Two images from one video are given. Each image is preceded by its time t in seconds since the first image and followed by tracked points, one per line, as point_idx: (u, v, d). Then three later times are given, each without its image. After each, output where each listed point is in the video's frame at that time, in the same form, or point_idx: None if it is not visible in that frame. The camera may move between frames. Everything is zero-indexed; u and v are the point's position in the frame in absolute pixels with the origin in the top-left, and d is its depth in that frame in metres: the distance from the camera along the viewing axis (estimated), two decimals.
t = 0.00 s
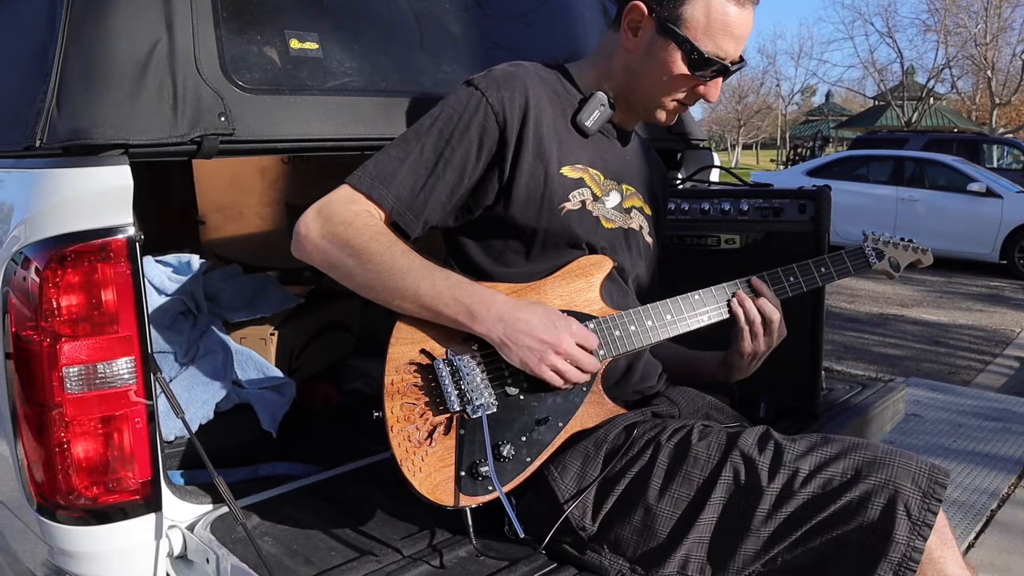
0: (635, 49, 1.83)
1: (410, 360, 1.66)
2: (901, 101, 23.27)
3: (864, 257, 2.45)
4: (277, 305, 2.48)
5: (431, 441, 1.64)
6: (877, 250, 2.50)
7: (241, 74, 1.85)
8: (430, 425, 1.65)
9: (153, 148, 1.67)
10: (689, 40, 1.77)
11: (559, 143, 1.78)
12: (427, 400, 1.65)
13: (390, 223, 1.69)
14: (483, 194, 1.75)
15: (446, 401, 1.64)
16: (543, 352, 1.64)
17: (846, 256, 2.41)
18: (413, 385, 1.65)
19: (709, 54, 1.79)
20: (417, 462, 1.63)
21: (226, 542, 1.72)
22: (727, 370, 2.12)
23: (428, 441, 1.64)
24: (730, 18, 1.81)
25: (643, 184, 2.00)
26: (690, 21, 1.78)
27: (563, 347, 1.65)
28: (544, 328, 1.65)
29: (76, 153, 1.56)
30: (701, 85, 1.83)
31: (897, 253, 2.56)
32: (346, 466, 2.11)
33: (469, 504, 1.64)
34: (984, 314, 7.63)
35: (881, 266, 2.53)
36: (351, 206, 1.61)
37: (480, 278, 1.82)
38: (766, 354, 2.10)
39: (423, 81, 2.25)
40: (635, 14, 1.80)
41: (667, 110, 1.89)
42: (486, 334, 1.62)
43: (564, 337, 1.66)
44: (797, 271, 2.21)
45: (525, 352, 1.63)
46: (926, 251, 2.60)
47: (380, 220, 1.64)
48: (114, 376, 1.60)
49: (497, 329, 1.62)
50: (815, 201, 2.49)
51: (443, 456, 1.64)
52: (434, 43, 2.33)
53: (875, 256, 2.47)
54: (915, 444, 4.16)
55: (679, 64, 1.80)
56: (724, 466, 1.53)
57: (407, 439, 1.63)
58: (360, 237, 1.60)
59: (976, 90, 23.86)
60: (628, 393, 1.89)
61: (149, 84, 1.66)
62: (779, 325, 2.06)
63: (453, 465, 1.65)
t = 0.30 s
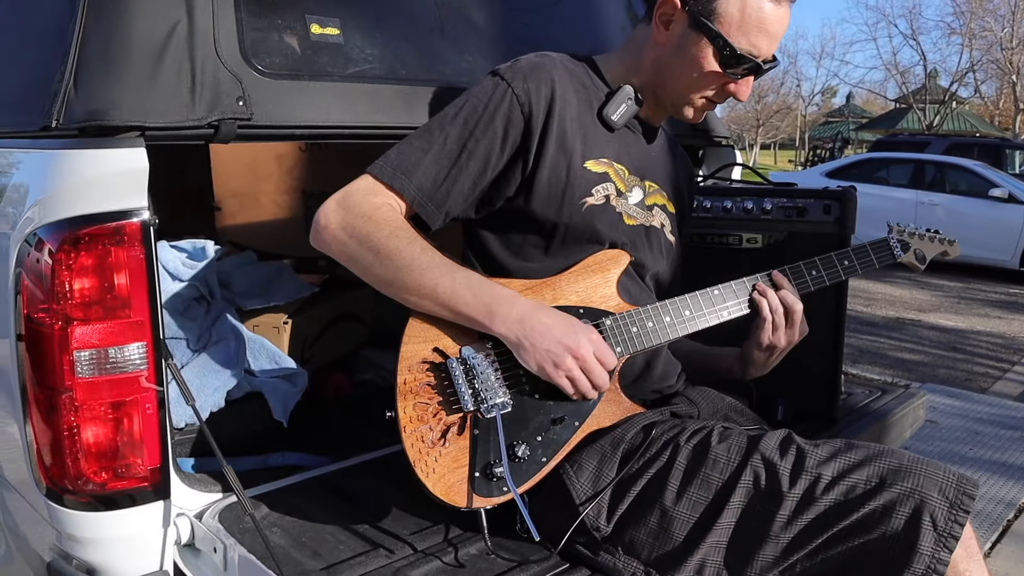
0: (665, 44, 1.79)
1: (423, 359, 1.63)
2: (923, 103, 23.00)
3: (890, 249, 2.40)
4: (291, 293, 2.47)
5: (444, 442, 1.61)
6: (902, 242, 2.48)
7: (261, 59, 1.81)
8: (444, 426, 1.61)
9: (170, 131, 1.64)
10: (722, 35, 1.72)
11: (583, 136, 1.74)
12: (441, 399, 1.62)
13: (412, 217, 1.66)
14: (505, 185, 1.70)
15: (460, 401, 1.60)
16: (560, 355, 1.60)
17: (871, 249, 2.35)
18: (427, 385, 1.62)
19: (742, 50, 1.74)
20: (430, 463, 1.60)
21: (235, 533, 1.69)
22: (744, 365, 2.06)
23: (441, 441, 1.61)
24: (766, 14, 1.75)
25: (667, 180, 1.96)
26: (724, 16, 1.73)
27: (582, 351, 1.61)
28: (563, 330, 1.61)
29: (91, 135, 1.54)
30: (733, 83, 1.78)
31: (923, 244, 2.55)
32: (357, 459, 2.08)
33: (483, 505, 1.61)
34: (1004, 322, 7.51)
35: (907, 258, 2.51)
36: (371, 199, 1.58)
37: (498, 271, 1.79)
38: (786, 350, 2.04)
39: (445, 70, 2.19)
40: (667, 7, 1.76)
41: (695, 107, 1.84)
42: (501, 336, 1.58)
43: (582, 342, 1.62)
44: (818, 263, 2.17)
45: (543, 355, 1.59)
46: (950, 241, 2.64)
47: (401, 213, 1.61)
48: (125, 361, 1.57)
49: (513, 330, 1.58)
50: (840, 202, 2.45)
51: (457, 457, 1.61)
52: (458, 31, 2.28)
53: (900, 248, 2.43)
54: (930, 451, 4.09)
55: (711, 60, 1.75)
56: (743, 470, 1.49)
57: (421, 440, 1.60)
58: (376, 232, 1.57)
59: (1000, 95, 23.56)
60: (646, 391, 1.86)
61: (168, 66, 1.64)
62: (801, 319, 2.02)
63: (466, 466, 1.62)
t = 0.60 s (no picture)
0: (670, 34, 1.76)
1: (426, 355, 1.61)
2: (930, 100, 22.88)
3: (907, 250, 2.37)
4: (294, 291, 2.45)
5: (446, 438, 1.59)
6: (919, 241, 2.44)
7: (262, 53, 1.78)
8: (446, 422, 1.59)
9: (171, 127, 1.62)
10: (726, 23, 1.69)
11: (587, 130, 1.72)
12: (442, 395, 1.60)
13: (414, 214, 1.63)
14: (508, 179, 1.68)
15: (462, 397, 1.59)
16: (565, 354, 1.58)
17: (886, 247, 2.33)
18: (429, 380, 1.60)
19: (747, 39, 1.70)
20: (432, 461, 1.57)
21: (236, 532, 1.67)
22: (754, 364, 2.04)
23: (443, 438, 1.59)
24: (770, 3, 1.72)
25: (673, 175, 1.93)
26: (728, 5, 1.70)
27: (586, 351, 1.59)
28: (568, 330, 1.58)
29: (91, 131, 1.53)
30: (738, 72, 1.75)
31: (941, 244, 2.52)
32: (360, 457, 2.06)
33: (484, 503, 1.58)
34: (1014, 319, 7.45)
35: (924, 258, 2.47)
36: (373, 195, 1.56)
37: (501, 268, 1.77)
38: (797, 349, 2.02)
39: (449, 65, 2.16)
40: None
41: (700, 99, 1.81)
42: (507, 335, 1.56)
43: (586, 340, 1.59)
44: (831, 262, 2.14)
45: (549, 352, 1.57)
46: (967, 240, 2.60)
47: (404, 210, 1.59)
48: (126, 359, 1.55)
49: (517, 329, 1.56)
50: (850, 196, 2.41)
51: (459, 454, 1.59)
52: (462, 25, 2.25)
53: (917, 247, 2.40)
54: (939, 449, 4.05)
55: (715, 49, 1.72)
56: (752, 470, 1.46)
57: (422, 436, 1.58)
58: (377, 228, 1.55)
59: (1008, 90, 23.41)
60: (653, 390, 1.83)
61: (169, 60, 1.61)
62: (813, 318, 1.99)
63: (468, 463, 1.59)
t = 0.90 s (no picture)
0: (669, 24, 1.74)
1: (422, 350, 1.59)
2: (926, 94, 22.88)
3: (903, 237, 2.36)
4: (289, 284, 2.44)
5: (443, 435, 1.57)
6: (916, 229, 2.44)
7: (256, 44, 1.75)
8: (443, 418, 1.58)
9: (164, 119, 1.59)
10: (723, 11, 1.67)
11: (584, 121, 1.70)
12: (439, 391, 1.58)
13: (410, 206, 1.62)
14: (504, 172, 1.67)
15: (460, 393, 1.57)
16: (567, 344, 1.55)
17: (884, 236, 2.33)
18: (425, 376, 1.58)
19: (745, 28, 1.68)
20: (429, 457, 1.56)
21: (231, 529, 1.66)
22: (753, 355, 2.01)
23: (440, 434, 1.57)
24: None
25: (671, 167, 1.91)
26: None
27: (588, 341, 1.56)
28: (568, 320, 1.56)
29: (83, 123, 1.50)
30: (735, 62, 1.73)
31: (939, 233, 2.51)
32: (357, 452, 2.04)
33: (483, 500, 1.57)
34: (1009, 313, 7.46)
35: (920, 247, 2.47)
36: (369, 189, 1.54)
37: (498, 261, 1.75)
38: (795, 340, 1.99)
39: (445, 57, 2.13)
40: None
41: (697, 89, 1.80)
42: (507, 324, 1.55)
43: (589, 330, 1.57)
44: (829, 253, 2.13)
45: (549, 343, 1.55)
46: (966, 231, 2.59)
47: (400, 203, 1.57)
48: (119, 354, 1.53)
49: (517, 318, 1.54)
50: (848, 189, 2.40)
51: (456, 450, 1.58)
52: (458, 17, 2.22)
53: (914, 236, 2.40)
54: (936, 443, 4.04)
55: (712, 38, 1.70)
56: (752, 464, 1.45)
57: (419, 432, 1.56)
58: (373, 222, 1.53)
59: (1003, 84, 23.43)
60: (652, 383, 1.81)
61: (162, 51, 1.58)
62: (811, 308, 1.97)
63: (465, 459, 1.58)
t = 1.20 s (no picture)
0: (665, 20, 1.73)
1: (419, 348, 1.58)
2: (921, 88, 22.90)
3: (900, 234, 2.36)
4: (284, 283, 2.43)
5: (440, 433, 1.57)
6: (913, 227, 2.42)
7: (251, 40, 1.73)
8: (440, 416, 1.57)
9: (158, 115, 1.57)
10: (722, 7, 1.67)
11: (580, 117, 1.69)
12: (436, 389, 1.57)
13: (406, 205, 1.61)
14: (500, 169, 1.66)
15: (457, 391, 1.56)
16: (563, 348, 1.55)
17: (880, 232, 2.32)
18: (422, 374, 1.57)
19: (744, 24, 1.68)
20: (426, 455, 1.55)
21: (227, 527, 1.65)
22: (741, 359, 1.99)
23: (437, 432, 1.56)
24: None
25: (667, 163, 1.91)
26: None
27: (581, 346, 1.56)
28: (564, 323, 1.56)
29: (76, 119, 1.49)
30: (733, 58, 1.73)
31: (935, 229, 2.51)
32: (354, 449, 2.04)
33: (480, 497, 1.57)
34: (1004, 307, 7.48)
35: (917, 243, 2.47)
36: (364, 188, 1.53)
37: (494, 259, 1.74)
38: (783, 341, 1.96)
39: (440, 53, 2.12)
40: None
41: (695, 85, 1.79)
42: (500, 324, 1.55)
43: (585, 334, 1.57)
44: (826, 248, 2.12)
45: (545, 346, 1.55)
46: (962, 226, 2.58)
47: (395, 202, 1.56)
48: (114, 352, 1.52)
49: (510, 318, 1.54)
50: (845, 184, 2.39)
51: (454, 448, 1.57)
52: (454, 12, 2.20)
53: (911, 233, 2.39)
54: (930, 437, 4.05)
55: (711, 34, 1.70)
56: (750, 461, 1.45)
57: (416, 430, 1.55)
58: (369, 220, 1.52)
59: (998, 79, 23.45)
60: (649, 380, 1.81)
61: (155, 47, 1.57)
62: (794, 310, 1.92)
63: (462, 457, 1.57)
